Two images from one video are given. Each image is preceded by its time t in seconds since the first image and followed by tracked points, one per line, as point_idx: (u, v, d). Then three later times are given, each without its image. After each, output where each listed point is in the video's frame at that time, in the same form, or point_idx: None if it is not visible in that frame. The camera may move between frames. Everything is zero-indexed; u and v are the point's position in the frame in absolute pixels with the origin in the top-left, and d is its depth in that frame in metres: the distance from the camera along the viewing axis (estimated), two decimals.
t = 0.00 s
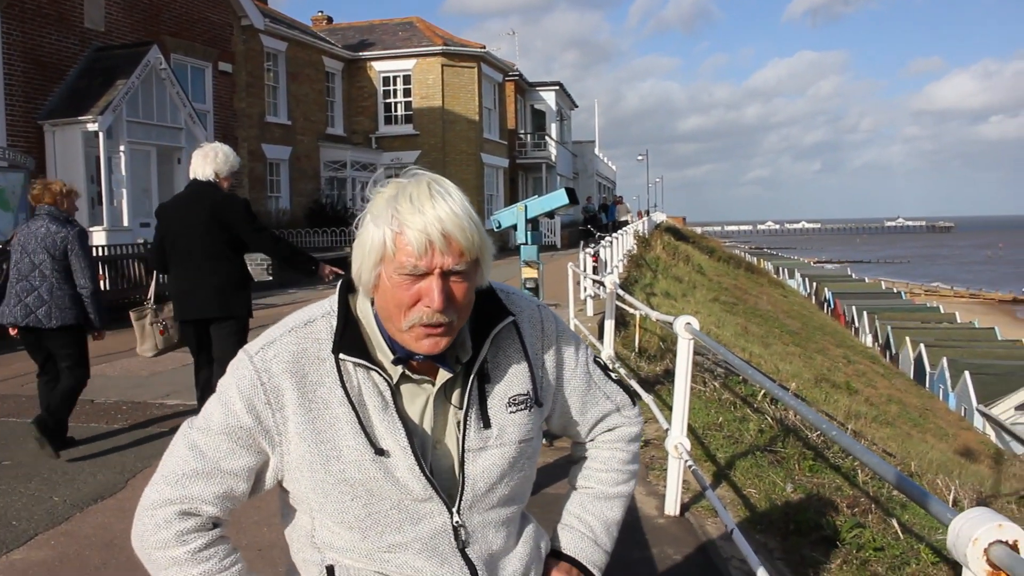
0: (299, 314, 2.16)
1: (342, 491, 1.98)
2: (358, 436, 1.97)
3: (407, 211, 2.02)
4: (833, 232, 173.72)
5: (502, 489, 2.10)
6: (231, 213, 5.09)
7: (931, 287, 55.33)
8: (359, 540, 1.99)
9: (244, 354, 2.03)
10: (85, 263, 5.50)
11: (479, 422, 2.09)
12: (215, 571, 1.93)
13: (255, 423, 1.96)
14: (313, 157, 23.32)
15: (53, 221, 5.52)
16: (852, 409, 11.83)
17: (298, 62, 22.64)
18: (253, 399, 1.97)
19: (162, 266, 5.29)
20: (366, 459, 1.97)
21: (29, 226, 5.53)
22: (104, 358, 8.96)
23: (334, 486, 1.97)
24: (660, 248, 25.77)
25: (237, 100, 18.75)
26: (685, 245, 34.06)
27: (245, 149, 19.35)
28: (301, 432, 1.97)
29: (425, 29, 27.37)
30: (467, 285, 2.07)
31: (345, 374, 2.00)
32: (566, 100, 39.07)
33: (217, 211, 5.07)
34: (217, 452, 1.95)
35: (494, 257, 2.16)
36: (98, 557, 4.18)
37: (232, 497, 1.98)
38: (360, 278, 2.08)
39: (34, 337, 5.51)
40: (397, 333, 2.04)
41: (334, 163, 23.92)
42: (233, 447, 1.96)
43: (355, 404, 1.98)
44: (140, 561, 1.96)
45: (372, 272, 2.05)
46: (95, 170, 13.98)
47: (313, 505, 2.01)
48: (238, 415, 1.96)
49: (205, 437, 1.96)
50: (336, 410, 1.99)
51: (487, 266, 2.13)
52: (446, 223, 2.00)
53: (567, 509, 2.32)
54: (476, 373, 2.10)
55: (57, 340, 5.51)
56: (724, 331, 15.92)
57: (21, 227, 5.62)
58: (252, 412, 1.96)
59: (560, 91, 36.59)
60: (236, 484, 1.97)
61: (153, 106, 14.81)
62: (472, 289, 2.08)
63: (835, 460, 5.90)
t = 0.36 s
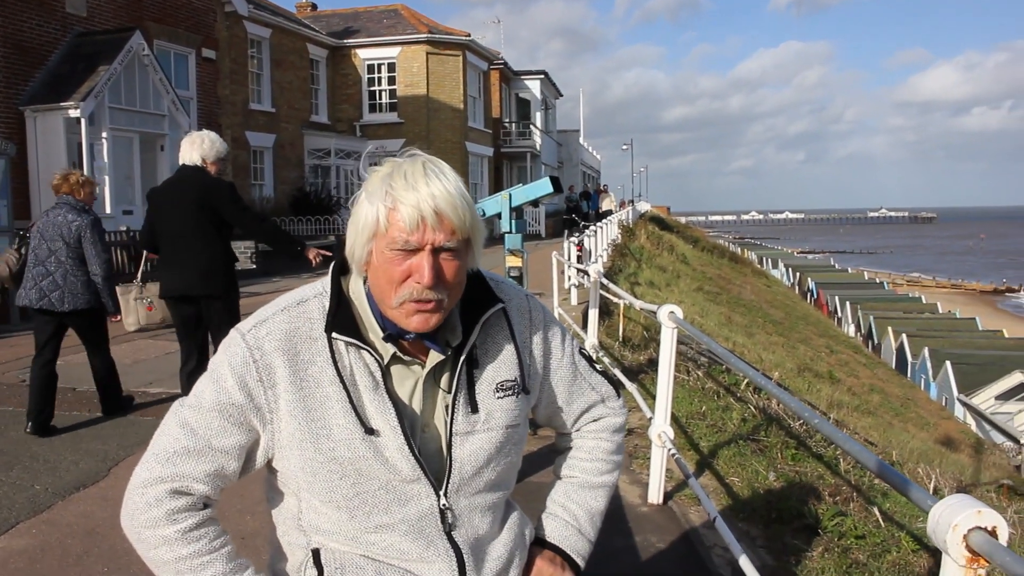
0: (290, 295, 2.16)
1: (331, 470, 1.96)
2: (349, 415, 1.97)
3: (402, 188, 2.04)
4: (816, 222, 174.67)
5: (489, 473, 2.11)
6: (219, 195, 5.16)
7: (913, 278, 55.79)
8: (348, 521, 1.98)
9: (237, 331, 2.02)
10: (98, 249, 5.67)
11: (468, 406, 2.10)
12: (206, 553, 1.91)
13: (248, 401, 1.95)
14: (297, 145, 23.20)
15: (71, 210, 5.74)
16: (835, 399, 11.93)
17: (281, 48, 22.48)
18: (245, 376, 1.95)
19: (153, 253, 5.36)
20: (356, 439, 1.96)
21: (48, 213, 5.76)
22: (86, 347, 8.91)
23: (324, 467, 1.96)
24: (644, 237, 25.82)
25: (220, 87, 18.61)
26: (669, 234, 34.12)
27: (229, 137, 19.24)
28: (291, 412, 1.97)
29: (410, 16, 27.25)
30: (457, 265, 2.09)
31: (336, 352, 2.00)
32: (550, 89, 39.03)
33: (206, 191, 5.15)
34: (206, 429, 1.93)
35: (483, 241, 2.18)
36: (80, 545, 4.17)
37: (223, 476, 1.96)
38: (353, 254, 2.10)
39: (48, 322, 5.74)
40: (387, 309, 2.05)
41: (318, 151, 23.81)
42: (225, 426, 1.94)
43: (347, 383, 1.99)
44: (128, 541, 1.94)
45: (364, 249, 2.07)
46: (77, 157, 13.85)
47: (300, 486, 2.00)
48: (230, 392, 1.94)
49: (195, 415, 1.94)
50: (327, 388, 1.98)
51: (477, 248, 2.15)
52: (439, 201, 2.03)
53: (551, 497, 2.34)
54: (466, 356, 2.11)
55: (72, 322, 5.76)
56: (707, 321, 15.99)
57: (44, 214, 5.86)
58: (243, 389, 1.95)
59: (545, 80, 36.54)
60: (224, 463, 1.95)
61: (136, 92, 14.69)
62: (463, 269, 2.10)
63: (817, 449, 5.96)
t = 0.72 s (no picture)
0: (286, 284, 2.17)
1: (324, 458, 1.97)
2: (344, 404, 1.98)
3: (397, 171, 2.07)
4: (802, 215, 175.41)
5: (480, 466, 2.13)
6: (227, 194, 5.21)
7: (899, 269, 56.16)
8: (342, 511, 1.99)
9: (233, 318, 2.02)
10: (117, 235, 6.08)
11: (460, 399, 2.11)
12: (198, 541, 1.90)
13: (243, 387, 1.95)
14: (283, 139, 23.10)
15: (91, 198, 6.15)
16: (822, 390, 12.01)
17: (267, 42, 22.37)
18: (241, 362, 1.96)
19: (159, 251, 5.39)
20: (350, 428, 1.97)
21: (69, 202, 6.17)
22: (73, 342, 8.87)
23: (319, 454, 1.97)
24: (631, 230, 25.86)
25: (205, 82, 18.50)
26: (656, 227, 34.20)
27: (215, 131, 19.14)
28: (287, 401, 1.97)
29: (396, 10, 27.16)
30: (448, 251, 2.11)
31: (332, 341, 2.01)
32: (537, 82, 39.00)
33: (215, 190, 5.19)
34: (202, 415, 1.93)
35: (476, 231, 2.20)
36: (67, 542, 4.17)
37: (216, 464, 1.95)
38: (348, 237, 2.13)
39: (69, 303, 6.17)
40: (377, 292, 2.07)
41: (304, 146, 23.72)
42: (220, 413, 1.94)
43: (343, 372, 1.99)
44: (120, 529, 1.93)
45: (358, 229, 2.10)
46: (61, 152, 13.75)
47: (294, 476, 2.00)
48: (225, 378, 1.94)
49: (191, 399, 1.94)
50: (323, 376, 1.99)
51: (470, 238, 2.18)
52: (432, 185, 2.06)
53: (538, 490, 2.36)
54: (459, 347, 2.12)
55: (94, 304, 6.14)
56: (695, 313, 16.05)
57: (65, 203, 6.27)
58: (239, 374, 1.95)
59: (531, 73, 36.51)
60: (219, 451, 1.94)
61: (120, 87, 14.59)
62: (454, 256, 2.12)
63: (803, 440, 6.00)
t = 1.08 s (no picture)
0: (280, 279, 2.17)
1: (316, 453, 1.98)
2: (336, 399, 1.99)
3: (392, 167, 2.09)
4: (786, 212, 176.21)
5: (469, 463, 2.15)
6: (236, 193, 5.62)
7: (884, 265, 56.52)
8: (332, 506, 1.99)
9: (227, 312, 2.03)
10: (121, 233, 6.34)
11: (451, 396, 2.12)
12: (189, 537, 1.91)
13: (237, 380, 1.96)
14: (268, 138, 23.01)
15: (96, 200, 6.41)
16: (808, 386, 12.09)
17: (252, 41, 22.28)
18: (234, 356, 1.96)
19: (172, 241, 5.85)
20: (343, 422, 1.99)
21: (75, 205, 6.43)
22: (58, 343, 8.83)
23: (310, 449, 1.98)
24: (617, 228, 25.92)
25: (189, 81, 18.42)
26: (643, 225, 34.30)
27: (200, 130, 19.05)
28: (279, 396, 1.98)
29: (381, 8, 27.11)
30: (441, 247, 2.12)
31: (324, 336, 2.02)
32: (523, 80, 39.02)
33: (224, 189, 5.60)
34: (195, 410, 1.93)
35: (469, 230, 2.22)
36: (52, 544, 4.15)
37: (209, 458, 1.96)
38: (341, 232, 2.14)
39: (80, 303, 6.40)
40: (369, 286, 2.08)
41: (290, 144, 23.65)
42: (212, 407, 1.94)
43: (336, 367, 2.01)
44: (110, 523, 1.93)
45: (351, 223, 2.11)
46: (45, 152, 13.67)
47: (285, 471, 2.01)
48: (219, 371, 1.95)
49: (185, 393, 1.95)
50: (315, 371, 2.00)
51: (463, 235, 2.19)
52: (426, 182, 2.08)
53: (527, 488, 2.38)
54: (450, 345, 2.14)
55: (102, 302, 6.38)
56: (681, 310, 16.12)
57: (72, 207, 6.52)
58: (233, 368, 1.96)
59: (517, 71, 36.53)
60: (212, 446, 1.95)
61: (104, 86, 14.50)
62: (445, 253, 2.14)
63: (789, 436, 6.05)
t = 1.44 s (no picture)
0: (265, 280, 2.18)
1: (301, 454, 1.99)
2: (322, 400, 2.00)
3: (380, 168, 2.10)
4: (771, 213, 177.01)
5: (454, 463, 2.16)
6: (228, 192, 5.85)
7: (868, 265, 56.88)
8: (316, 506, 2.00)
9: (212, 313, 2.03)
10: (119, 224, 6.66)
11: (436, 397, 2.14)
12: (174, 539, 1.91)
13: (221, 381, 1.96)
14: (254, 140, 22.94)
15: (95, 197, 6.75)
16: (793, 387, 12.15)
17: (237, 42, 22.21)
18: (220, 356, 1.97)
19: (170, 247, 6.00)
20: (328, 423, 1.99)
21: (76, 204, 6.77)
22: (42, 345, 8.78)
23: (296, 449, 1.98)
24: (603, 230, 25.97)
25: (174, 82, 18.33)
26: (629, 226, 34.38)
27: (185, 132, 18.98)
28: (265, 396, 1.98)
29: (367, 9, 27.10)
30: (428, 248, 2.13)
31: (311, 337, 2.03)
32: (509, 82, 39.07)
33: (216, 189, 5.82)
34: (179, 411, 1.94)
35: (456, 232, 2.23)
36: (36, 547, 4.13)
37: (193, 459, 1.96)
38: (328, 233, 2.15)
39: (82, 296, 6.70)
40: (355, 286, 2.09)
41: (275, 146, 23.59)
42: (197, 408, 1.95)
43: (321, 368, 2.01)
44: (94, 525, 1.93)
45: (339, 224, 2.12)
46: (29, 153, 13.58)
47: (270, 470, 2.01)
48: (203, 372, 1.95)
49: (170, 395, 1.95)
50: (301, 372, 2.01)
51: (450, 236, 2.20)
52: (415, 183, 2.09)
53: (512, 487, 2.39)
54: (435, 347, 2.15)
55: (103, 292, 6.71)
56: (666, 311, 16.19)
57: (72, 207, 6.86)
58: (217, 369, 1.96)
59: (502, 73, 36.56)
60: (195, 447, 1.95)
61: (88, 88, 14.43)
62: (433, 253, 2.14)
63: (774, 437, 6.08)
